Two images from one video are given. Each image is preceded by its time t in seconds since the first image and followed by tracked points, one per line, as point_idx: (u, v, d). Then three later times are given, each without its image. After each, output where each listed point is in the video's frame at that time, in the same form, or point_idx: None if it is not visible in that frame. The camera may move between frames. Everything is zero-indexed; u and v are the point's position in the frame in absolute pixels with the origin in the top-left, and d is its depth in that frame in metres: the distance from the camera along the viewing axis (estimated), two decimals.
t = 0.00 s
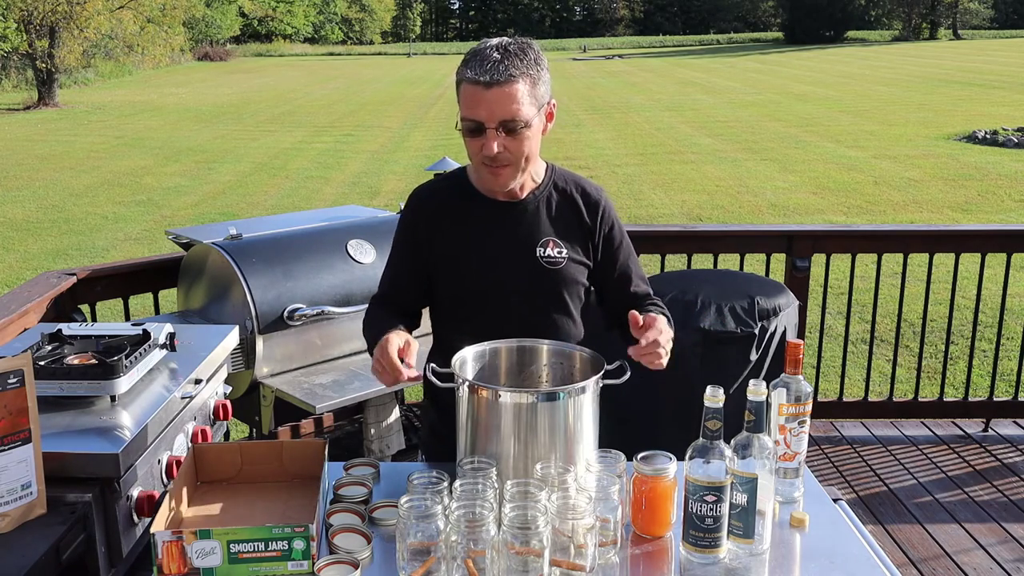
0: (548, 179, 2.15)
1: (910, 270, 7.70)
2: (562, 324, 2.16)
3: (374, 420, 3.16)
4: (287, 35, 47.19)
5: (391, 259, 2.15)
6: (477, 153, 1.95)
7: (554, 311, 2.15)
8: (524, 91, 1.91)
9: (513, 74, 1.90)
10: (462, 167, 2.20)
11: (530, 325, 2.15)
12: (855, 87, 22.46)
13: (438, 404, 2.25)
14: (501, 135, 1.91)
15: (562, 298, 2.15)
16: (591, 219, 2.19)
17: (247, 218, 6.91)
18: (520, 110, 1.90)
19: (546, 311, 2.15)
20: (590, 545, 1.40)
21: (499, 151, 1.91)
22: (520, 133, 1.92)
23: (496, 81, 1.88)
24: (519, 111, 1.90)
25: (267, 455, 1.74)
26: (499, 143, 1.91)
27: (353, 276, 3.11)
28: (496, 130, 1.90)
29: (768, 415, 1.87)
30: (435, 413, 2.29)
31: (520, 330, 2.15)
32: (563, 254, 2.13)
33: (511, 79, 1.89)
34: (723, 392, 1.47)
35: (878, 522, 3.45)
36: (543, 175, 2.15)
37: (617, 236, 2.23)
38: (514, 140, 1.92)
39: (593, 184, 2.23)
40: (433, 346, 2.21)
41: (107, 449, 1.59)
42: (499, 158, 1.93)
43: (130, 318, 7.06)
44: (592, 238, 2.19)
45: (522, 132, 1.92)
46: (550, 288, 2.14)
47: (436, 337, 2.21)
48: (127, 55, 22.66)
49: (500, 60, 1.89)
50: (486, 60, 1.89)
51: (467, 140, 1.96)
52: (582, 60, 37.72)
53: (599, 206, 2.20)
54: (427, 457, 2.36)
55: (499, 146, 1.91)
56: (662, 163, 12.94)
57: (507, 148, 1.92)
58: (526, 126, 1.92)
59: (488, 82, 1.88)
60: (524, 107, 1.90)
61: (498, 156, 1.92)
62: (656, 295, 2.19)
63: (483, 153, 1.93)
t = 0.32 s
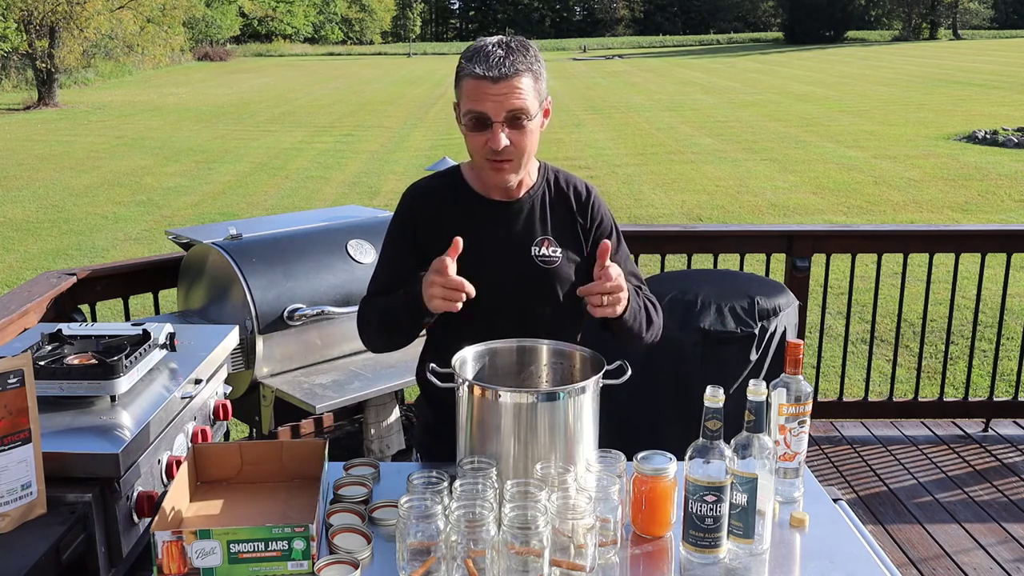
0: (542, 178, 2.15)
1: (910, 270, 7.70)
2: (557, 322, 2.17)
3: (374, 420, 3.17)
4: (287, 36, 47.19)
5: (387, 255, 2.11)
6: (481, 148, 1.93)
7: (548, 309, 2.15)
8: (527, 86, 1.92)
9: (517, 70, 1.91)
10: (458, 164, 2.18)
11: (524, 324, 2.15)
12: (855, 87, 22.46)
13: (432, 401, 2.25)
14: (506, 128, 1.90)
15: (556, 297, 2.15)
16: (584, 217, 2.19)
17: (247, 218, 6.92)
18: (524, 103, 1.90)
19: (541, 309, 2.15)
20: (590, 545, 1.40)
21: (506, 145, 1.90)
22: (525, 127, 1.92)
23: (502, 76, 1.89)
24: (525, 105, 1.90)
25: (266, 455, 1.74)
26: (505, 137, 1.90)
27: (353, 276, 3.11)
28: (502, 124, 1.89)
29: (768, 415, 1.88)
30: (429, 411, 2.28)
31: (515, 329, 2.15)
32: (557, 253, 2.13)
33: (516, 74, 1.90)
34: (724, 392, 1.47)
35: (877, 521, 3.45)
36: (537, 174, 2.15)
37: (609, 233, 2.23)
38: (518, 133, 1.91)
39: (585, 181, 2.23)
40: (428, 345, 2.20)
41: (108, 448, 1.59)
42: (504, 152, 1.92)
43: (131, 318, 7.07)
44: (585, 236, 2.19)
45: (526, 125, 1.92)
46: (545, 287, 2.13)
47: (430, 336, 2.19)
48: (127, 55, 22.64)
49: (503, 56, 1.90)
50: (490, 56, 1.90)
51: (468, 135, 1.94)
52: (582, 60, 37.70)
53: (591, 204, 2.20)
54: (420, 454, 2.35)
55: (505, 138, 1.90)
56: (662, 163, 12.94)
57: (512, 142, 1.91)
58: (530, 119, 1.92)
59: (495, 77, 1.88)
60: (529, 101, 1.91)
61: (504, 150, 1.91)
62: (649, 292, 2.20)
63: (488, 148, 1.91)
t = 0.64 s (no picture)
0: (537, 179, 2.15)
1: (910, 270, 7.70)
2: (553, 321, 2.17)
3: (374, 420, 3.17)
4: (287, 35, 47.20)
5: (383, 254, 2.11)
6: (480, 149, 1.93)
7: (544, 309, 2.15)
8: (526, 87, 1.92)
9: (517, 71, 1.90)
10: (453, 165, 2.18)
11: (520, 322, 2.15)
12: (856, 87, 22.47)
13: (427, 399, 2.25)
14: (506, 129, 1.90)
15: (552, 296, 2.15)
16: (580, 216, 2.19)
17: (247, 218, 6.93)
18: (525, 104, 1.90)
19: (537, 310, 2.15)
20: (589, 545, 1.40)
21: (505, 146, 1.90)
22: (524, 127, 1.92)
23: (502, 77, 1.88)
24: (524, 105, 1.90)
25: (266, 456, 1.74)
26: (504, 138, 1.90)
27: (353, 275, 3.12)
28: (502, 125, 1.89)
29: (768, 415, 1.87)
30: (424, 409, 2.29)
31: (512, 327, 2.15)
32: (553, 253, 2.13)
33: (515, 75, 1.90)
34: (724, 392, 1.47)
35: (878, 521, 3.45)
36: (533, 175, 2.15)
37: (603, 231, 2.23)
38: (518, 135, 1.92)
39: (579, 182, 2.23)
40: (425, 346, 2.19)
41: (108, 448, 1.59)
42: (503, 153, 1.92)
43: (131, 318, 7.07)
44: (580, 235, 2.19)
45: (525, 125, 1.92)
46: (540, 287, 2.13)
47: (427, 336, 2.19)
48: (127, 55, 22.64)
49: (503, 57, 1.90)
50: (490, 57, 1.90)
51: (467, 135, 1.94)
52: (583, 60, 37.69)
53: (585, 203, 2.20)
54: (414, 452, 2.35)
55: (504, 140, 1.90)
56: (662, 163, 12.95)
57: (510, 143, 1.92)
58: (529, 120, 1.92)
59: (495, 79, 1.88)
60: (528, 102, 1.91)
61: (502, 151, 1.91)
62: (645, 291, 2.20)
63: (487, 148, 1.91)
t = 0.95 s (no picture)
0: (531, 181, 2.14)
1: (910, 270, 7.70)
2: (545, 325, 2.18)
3: (374, 420, 3.17)
4: (287, 36, 47.20)
5: (378, 255, 2.11)
6: (476, 152, 1.93)
7: (534, 310, 2.16)
8: (523, 91, 1.91)
9: (513, 75, 1.90)
10: (446, 167, 2.18)
11: (510, 326, 2.15)
12: (856, 87, 22.48)
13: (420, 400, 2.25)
14: (503, 133, 1.90)
15: (543, 298, 2.15)
16: (573, 219, 2.19)
17: (247, 217, 6.93)
18: (521, 109, 1.90)
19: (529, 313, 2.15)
20: (590, 545, 1.41)
21: (502, 150, 1.91)
22: (520, 130, 1.92)
23: (498, 81, 1.88)
24: (521, 110, 1.90)
25: (268, 456, 1.74)
26: (501, 143, 1.91)
27: (353, 276, 3.12)
28: (500, 129, 1.89)
29: (768, 415, 1.87)
30: (417, 407, 2.29)
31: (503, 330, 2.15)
32: (545, 257, 2.13)
33: (511, 79, 1.90)
34: (724, 392, 1.47)
35: (878, 522, 3.45)
36: (526, 177, 2.14)
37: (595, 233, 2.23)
38: (514, 138, 1.92)
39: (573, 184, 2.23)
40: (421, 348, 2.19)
41: (107, 448, 1.59)
42: (500, 156, 1.92)
43: (131, 318, 7.07)
44: (572, 237, 2.19)
45: (522, 129, 1.92)
46: (532, 291, 2.13)
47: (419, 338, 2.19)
48: (127, 55, 22.58)
49: (499, 61, 1.89)
50: (487, 61, 1.90)
51: (463, 139, 1.94)
52: (583, 60, 37.69)
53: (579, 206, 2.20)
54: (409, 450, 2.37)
55: (501, 145, 1.91)
56: (662, 163, 12.95)
57: (506, 147, 1.92)
58: (525, 123, 1.92)
59: (492, 83, 1.88)
60: (524, 105, 1.91)
61: (499, 154, 1.92)
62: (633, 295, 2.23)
63: (484, 151, 1.92)
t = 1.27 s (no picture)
0: (508, 180, 2.12)
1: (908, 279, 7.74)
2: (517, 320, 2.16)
3: (374, 428, 3.18)
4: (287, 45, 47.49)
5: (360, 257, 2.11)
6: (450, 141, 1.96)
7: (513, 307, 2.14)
8: (496, 85, 1.95)
9: (488, 69, 1.94)
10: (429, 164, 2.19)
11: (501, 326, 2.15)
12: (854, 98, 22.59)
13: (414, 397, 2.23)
14: (474, 125, 1.94)
15: (515, 298, 2.14)
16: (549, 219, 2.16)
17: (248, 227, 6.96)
18: (494, 103, 1.93)
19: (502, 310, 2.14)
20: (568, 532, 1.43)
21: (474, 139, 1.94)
22: (493, 123, 1.96)
23: (473, 74, 1.92)
24: (494, 103, 1.94)
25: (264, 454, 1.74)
26: (474, 133, 1.94)
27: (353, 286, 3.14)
28: (471, 120, 1.93)
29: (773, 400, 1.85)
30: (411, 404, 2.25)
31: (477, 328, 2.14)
32: (518, 254, 2.12)
33: (485, 72, 1.93)
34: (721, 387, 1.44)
35: (876, 531, 3.46)
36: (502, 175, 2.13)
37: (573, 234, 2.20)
38: (485, 131, 1.95)
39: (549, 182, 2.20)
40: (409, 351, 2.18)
41: (109, 454, 1.60)
42: (473, 147, 1.96)
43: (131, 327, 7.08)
44: (548, 236, 2.15)
45: (495, 122, 1.96)
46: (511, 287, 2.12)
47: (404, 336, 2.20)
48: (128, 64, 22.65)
49: (473, 57, 1.93)
50: (462, 56, 1.93)
51: (437, 130, 1.97)
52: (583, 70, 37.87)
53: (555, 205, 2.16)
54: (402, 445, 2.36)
55: (473, 135, 1.94)
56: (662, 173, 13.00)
57: (478, 138, 1.95)
58: (498, 117, 1.96)
59: (467, 75, 1.91)
60: (498, 98, 1.95)
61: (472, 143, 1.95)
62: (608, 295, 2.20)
63: (458, 141, 1.95)
